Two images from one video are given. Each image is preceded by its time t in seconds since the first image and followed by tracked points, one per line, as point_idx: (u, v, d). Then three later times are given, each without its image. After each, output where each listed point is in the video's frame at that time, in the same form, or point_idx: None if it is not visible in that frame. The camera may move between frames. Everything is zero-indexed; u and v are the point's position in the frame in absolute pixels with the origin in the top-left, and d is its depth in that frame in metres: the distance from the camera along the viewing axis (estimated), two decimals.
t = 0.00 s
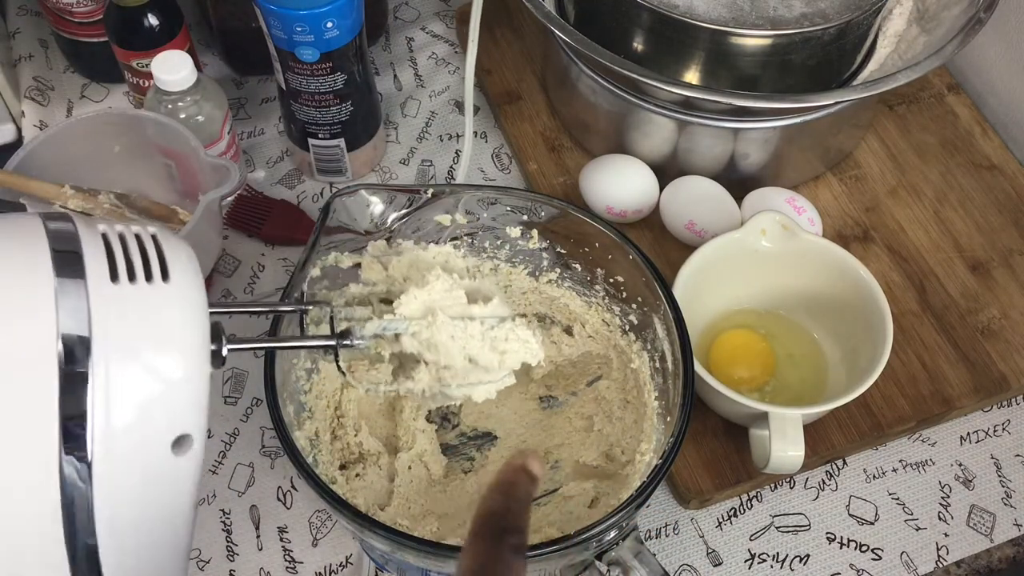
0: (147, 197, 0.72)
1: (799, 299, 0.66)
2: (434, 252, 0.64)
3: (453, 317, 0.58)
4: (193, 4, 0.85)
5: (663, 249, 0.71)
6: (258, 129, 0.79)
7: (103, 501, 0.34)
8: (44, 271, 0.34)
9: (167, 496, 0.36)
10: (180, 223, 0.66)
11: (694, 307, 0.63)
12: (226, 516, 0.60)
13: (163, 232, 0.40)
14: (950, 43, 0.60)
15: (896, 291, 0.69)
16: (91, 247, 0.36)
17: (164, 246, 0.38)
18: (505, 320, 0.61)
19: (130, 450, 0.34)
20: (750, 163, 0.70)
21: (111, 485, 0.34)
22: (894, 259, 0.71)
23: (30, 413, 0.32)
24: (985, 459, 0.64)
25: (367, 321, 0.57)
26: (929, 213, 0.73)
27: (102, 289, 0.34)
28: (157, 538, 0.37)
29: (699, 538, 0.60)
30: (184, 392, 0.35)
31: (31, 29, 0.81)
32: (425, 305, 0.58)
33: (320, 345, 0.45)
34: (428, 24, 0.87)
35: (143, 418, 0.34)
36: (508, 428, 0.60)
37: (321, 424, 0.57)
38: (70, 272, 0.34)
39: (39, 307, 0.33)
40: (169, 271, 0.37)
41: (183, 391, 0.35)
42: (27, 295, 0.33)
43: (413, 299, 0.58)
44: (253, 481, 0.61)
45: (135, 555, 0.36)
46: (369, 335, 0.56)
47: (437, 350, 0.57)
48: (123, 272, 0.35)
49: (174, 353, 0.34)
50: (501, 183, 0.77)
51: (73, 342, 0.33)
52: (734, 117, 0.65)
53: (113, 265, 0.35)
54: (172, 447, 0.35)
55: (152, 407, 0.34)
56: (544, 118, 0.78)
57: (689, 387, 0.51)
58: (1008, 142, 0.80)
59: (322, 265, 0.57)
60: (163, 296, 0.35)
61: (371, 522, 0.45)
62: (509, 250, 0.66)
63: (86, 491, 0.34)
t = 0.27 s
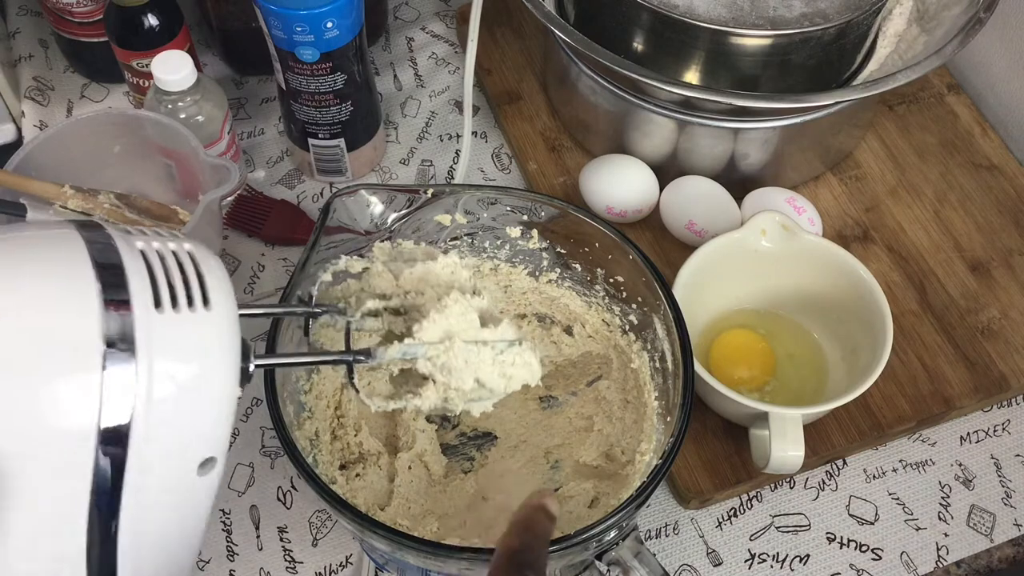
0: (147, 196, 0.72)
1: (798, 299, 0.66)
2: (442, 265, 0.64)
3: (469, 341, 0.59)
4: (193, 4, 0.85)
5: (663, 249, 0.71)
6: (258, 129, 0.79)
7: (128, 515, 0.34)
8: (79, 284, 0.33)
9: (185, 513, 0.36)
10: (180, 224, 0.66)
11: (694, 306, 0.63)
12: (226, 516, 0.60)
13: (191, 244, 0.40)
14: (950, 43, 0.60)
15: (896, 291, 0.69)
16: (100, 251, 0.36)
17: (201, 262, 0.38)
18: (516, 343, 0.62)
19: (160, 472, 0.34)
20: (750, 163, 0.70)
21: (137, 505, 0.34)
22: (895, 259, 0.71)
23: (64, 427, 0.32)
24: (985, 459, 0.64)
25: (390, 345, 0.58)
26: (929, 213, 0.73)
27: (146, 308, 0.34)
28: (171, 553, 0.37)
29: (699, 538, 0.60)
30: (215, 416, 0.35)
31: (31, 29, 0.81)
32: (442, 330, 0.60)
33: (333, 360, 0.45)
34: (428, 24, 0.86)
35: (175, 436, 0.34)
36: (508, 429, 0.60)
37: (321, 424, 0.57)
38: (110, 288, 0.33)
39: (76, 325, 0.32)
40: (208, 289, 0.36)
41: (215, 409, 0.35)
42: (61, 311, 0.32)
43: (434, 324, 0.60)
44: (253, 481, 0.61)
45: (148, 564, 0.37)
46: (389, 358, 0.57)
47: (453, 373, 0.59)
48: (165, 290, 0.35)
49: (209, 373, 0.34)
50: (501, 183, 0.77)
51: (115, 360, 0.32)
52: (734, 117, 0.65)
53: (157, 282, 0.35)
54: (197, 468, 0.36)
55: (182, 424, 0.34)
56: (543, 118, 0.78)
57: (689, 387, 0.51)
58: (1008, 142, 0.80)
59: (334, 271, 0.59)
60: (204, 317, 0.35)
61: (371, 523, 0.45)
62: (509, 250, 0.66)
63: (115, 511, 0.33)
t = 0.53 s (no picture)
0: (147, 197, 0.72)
1: (798, 299, 0.66)
2: (454, 286, 0.64)
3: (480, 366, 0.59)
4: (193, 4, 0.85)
5: (663, 249, 0.71)
6: (258, 129, 0.79)
7: (142, 531, 0.34)
8: (105, 303, 0.33)
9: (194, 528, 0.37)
10: (181, 224, 0.65)
11: (694, 306, 0.64)
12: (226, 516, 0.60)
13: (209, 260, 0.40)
14: (949, 43, 0.60)
15: (896, 291, 0.69)
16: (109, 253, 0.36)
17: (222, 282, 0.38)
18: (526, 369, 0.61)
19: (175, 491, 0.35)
20: (750, 163, 0.70)
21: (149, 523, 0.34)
22: (895, 259, 0.71)
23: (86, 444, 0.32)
24: (985, 459, 0.64)
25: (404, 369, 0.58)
26: (929, 213, 0.73)
27: (171, 331, 0.34)
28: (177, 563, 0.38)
29: (699, 538, 0.60)
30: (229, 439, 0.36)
31: (31, 29, 0.81)
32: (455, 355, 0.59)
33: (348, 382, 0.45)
34: (428, 24, 0.86)
35: (190, 455, 0.35)
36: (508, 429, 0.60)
37: (321, 424, 0.57)
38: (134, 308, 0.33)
39: (103, 347, 0.32)
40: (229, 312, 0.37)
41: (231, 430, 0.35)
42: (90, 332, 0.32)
43: (446, 348, 0.59)
44: (253, 482, 0.61)
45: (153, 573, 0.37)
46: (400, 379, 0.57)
47: (463, 398, 0.58)
48: (188, 312, 0.35)
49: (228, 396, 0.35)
50: (501, 183, 0.77)
51: (139, 385, 0.33)
52: (734, 117, 0.65)
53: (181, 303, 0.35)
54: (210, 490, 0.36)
55: (200, 443, 0.35)
56: (543, 118, 0.78)
57: (689, 387, 0.51)
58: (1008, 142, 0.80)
59: (347, 289, 0.61)
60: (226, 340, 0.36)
61: (371, 522, 0.45)
62: (509, 250, 0.66)
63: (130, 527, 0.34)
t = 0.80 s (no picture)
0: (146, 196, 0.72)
1: (798, 298, 0.66)
2: (462, 299, 0.64)
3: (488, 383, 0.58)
4: (193, 4, 0.85)
5: (663, 249, 0.71)
6: (258, 129, 0.79)
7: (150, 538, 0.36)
8: (125, 316, 0.34)
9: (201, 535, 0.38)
10: (181, 224, 0.65)
11: (694, 306, 0.63)
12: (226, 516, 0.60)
13: (222, 271, 0.40)
14: (949, 43, 0.60)
15: (896, 291, 0.69)
16: (122, 261, 0.36)
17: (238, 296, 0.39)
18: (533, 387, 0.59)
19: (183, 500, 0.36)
20: (750, 163, 0.70)
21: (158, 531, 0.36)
22: (895, 259, 0.71)
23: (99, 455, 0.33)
24: (985, 459, 0.64)
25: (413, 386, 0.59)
26: (929, 213, 0.73)
27: (186, 346, 0.35)
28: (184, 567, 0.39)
29: (699, 538, 0.60)
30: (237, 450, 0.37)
31: (31, 29, 0.81)
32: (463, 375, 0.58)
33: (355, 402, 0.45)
34: (428, 24, 0.86)
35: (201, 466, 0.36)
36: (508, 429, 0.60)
37: (320, 424, 0.57)
38: (150, 321, 0.34)
39: (121, 360, 0.33)
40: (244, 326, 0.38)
41: (242, 441, 0.36)
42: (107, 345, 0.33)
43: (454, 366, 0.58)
44: (253, 481, 0.61)
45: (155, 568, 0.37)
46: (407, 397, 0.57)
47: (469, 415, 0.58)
48: (206, 325, 0.36)
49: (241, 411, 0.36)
50: (501, 183, 0.77)
51: (155, 398, 0.34)
52: (735, 117, 0.65)
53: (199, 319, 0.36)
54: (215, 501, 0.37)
55: (211, 453, 0.36)
56: (543, 118, 0.78)
57: (689, 387, 0.51)
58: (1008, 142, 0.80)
59: (355, 300, 0.62)
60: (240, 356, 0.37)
61: (371, 523, 0.45)
62: (509, 250, 0.66)
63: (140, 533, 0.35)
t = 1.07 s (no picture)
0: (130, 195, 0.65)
1: (798, 299, 0.66)
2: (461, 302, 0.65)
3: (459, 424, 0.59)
4: (193, 4, 0.85)
5: (663, 249, 0.71)
6: (258, 129, 0.79)
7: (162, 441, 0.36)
8: (212, 219, 0.32)
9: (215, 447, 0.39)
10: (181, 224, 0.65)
11: (694, 306, 0.64)
12: (226, 516, 0.60)
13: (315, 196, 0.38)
14: (949, 43, 0.60)
15: (896, 291, 0.69)
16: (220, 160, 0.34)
17: (310, 243, 0.35)
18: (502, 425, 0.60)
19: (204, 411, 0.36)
20: (750, 163, 0.70)
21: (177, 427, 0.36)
22: (895, 259, 0.71)
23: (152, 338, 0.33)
24: (985, 459, 0.64)
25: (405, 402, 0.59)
26: (929, 213, 0.73)
27: (256, 274, 0.33)
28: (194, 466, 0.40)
29: (699, 538, 0.60)
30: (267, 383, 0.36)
31: (31, 29, 0.81)
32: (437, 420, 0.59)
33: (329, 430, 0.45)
34: (428, 24, 0.86)
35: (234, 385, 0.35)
36: (508, 429, 0.60)
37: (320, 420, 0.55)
38: (235, 235, 0.33)
39: (149, 355, 0.33)
40: (305, 294, 0.35)
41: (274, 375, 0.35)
42: (149, 313, 0.32)
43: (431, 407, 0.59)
44: (253, 481, 0.61)
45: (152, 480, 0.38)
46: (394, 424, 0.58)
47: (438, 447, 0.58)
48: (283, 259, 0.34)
49: (248, 417, 0.37)
50: (501, 183, 0.77)
51: (213, 305, 0.33)
52: (735, 117, 0.65)
53: (250, 293, 0.33)
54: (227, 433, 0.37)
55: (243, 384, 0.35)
56: (543, 118, 0.78)
57: (689, 387, 0.51)
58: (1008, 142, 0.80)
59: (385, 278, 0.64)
60: (281, 345, 0.35)
61: (371, 523, 0.45)
62: (509, 250, 0.66)
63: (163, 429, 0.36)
